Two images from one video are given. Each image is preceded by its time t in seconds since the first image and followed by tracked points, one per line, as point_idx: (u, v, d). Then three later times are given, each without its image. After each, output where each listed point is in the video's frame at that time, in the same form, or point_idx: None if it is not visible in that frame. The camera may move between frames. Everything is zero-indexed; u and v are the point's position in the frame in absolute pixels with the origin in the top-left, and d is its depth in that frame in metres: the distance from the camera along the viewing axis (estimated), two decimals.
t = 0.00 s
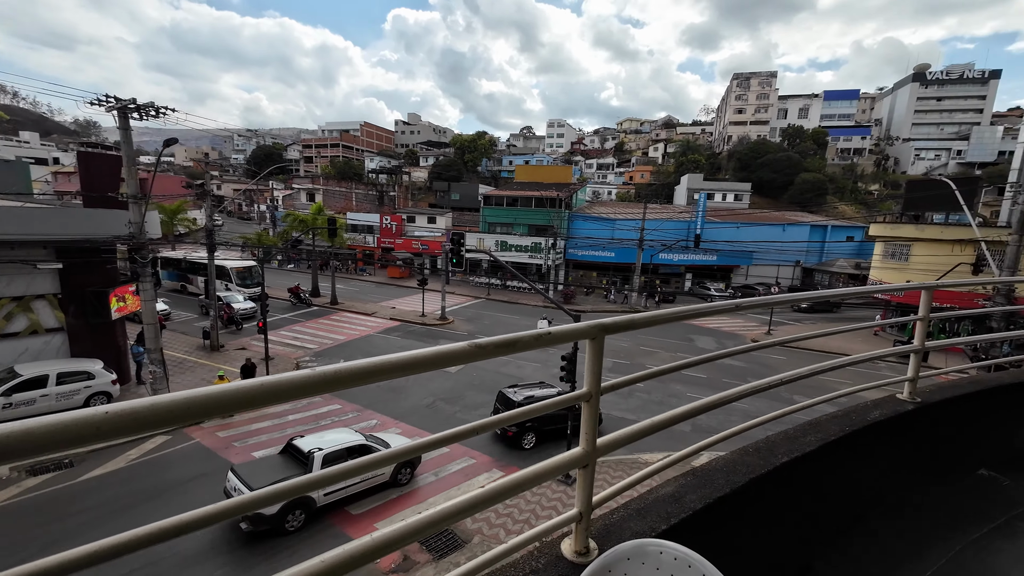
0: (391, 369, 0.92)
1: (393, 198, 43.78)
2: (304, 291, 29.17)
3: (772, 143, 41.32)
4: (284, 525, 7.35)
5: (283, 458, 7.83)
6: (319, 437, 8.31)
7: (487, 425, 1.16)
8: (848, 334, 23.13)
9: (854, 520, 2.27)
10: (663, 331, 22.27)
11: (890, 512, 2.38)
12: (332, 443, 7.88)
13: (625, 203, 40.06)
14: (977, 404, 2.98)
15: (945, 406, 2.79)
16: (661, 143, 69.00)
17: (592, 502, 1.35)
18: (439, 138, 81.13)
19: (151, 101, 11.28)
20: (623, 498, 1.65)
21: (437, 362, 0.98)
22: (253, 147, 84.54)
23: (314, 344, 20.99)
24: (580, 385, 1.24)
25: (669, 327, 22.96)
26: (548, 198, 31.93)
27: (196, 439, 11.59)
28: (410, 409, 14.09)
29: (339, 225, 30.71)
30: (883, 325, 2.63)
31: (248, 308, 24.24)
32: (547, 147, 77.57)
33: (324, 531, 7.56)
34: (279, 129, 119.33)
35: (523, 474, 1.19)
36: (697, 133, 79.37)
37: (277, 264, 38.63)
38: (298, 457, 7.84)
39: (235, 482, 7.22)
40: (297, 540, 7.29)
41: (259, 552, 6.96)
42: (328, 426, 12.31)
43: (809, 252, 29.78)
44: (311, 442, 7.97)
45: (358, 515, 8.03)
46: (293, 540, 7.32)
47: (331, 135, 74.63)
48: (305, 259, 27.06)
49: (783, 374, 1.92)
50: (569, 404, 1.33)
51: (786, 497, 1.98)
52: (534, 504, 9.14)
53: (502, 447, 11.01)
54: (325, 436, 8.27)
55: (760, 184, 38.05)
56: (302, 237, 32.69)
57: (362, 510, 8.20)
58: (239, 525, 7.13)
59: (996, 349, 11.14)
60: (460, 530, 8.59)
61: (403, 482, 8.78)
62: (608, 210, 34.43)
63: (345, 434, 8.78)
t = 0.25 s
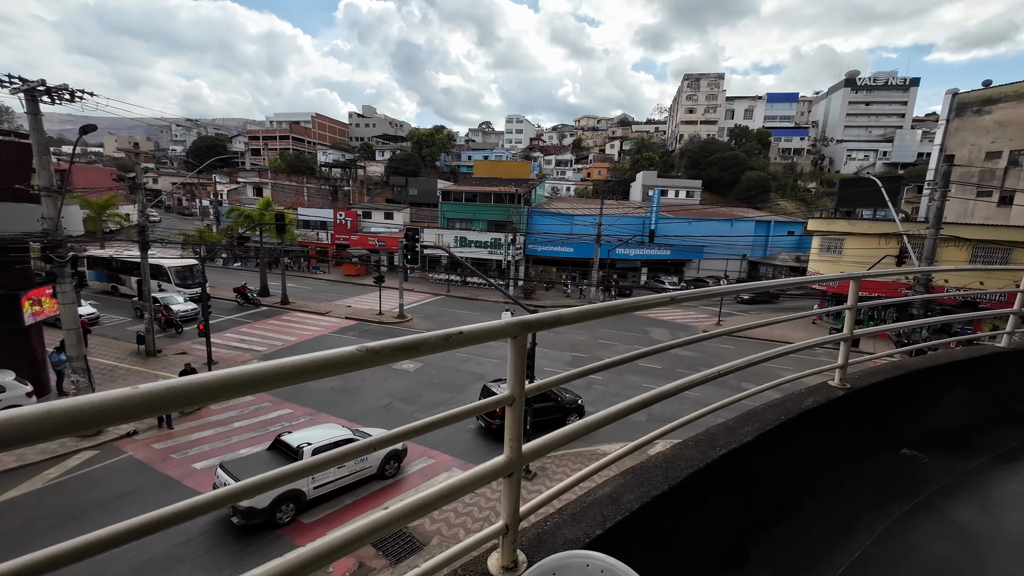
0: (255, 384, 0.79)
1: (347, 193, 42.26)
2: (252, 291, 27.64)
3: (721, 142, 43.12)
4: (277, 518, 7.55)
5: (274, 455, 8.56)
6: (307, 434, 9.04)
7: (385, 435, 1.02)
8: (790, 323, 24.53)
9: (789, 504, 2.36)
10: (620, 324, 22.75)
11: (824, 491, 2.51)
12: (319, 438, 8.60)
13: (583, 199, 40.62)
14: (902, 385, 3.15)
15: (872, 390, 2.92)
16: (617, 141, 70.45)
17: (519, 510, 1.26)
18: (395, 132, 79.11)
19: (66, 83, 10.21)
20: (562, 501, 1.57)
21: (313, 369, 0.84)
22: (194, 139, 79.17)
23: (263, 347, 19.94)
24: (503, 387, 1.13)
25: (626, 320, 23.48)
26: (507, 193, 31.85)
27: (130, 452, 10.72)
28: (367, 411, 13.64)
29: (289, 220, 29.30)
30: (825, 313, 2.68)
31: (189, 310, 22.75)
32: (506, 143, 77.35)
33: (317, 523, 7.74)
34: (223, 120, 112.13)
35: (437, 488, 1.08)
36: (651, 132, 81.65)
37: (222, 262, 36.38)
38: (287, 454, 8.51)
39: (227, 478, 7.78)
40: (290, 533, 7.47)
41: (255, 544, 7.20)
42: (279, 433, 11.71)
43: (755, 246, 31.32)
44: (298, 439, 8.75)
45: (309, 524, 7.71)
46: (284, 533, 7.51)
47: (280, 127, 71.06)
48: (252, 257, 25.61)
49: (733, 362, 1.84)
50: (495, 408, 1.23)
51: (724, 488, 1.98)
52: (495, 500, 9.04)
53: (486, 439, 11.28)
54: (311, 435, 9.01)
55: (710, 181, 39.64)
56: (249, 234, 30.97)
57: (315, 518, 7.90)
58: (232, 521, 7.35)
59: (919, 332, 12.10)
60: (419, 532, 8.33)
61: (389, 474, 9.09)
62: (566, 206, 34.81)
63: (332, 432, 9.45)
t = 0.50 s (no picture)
0: (36, 426, 0.59)
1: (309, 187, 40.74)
2: (207, 290, 26.23)
3: (684, 139, 44.13)
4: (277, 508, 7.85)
5: (272, 449, 8.60)
6: (305, 430, 9.13)
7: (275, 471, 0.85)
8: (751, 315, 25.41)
9: (747, 499, 2.33)
10: (589, 319, 22.95)
11: (781, 485, 2.51)
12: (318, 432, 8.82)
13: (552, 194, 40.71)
14: (856, 376, 3.19)
15: (827, 381, 2.94)
16: (584, 137, 70.98)
17: (452, 538, 1.12)
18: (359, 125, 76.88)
19: None
20: (508, 522, 1.44)
21: (146, 405, 0.66)
22: (142, 131, 74.56)
23: (220, 349, 18.94)
24: (427, 403, 0.98)
25: (594, 314, 23.71)
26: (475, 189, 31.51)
27: (68, 467, 9.90)
28: (332, 413, 13.17)
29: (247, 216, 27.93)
30: (782, 307, 2.66)
31: (137, 312, 21.53)
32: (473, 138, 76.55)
33: (316, 513, 8.12)
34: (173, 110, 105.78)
35: (349, 524, 0.91)
36: (618, 129, 82.74)
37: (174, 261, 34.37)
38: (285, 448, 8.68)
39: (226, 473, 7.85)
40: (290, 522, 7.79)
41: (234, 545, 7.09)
42: (236, 439, 11.15)
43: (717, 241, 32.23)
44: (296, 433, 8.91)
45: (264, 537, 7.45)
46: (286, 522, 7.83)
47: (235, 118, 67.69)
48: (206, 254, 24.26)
49: (691, 360, 1.76)
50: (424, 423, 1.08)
51: (681, 494, 1.90)
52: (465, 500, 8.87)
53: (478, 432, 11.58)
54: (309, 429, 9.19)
55: (675, 177, 40.52)
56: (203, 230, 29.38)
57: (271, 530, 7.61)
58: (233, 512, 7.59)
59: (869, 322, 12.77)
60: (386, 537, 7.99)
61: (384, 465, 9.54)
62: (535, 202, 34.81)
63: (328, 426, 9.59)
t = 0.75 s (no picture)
0: None
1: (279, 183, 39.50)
2: (171, 290, 25.14)
3: (658, 136, 44.68)
4: (288, 498, 8.16)
5: (281, 442, 8.70)
6: (314, 420, 9.25)
7: (140, 530, 0.68)
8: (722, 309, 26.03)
9: (714, 502, 2.29)
10: (567, 315, 23.01)
11: (748, 486, 2.48)
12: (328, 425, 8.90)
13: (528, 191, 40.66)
14: (822, 372, 3.18)
15: (793, 378, 2.92)
16: (560, 133, 71.11)
17: None
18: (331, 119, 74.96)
19: None
20: (455, 551, 1.31)
21: None
22: (98, 123, 70.76)
23: (185, 351, 18.16)
24: (342, 432, 0.84)
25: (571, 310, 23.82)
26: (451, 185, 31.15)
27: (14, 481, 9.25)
28: (303, 416, 12.76)
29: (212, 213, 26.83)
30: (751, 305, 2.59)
31: (94, 314, 20.33)
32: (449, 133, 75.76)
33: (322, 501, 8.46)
34: (132, 102, 100.94)
35: None
36: (593, 125, 83.30)
37: (136, 260, 32.81)
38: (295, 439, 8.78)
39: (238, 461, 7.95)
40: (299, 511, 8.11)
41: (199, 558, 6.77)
42: (201, 446, 10.70)
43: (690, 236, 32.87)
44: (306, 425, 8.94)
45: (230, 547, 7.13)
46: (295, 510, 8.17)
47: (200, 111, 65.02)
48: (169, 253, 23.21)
49: (656, 363, 1.68)
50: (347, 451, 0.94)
51: (646, 507, 1.81)
52: (441, 502, 8.73)
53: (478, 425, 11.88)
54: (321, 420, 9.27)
55: (649, 174, 41.07)
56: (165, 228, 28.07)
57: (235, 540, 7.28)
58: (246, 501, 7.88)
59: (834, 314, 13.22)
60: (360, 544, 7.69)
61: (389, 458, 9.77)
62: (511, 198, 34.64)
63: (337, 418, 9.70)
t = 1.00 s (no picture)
0: None
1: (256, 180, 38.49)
2: (142, 291, 24.28)
3: (640, 132, 44.92)
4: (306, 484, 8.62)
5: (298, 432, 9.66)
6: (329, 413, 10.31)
7: None
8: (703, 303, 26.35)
9: (685, 504, 2.23)
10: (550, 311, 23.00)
11: (721, 485, 2.42)
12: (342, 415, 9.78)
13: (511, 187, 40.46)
14: (796, 367, 3.15)
15: (767, 374, 2.88)
16: (543, 129, 70.94)
17: None
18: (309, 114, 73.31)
19: None
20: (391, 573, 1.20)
21: None
22: (63, 118, 67.97)
23: (157, 354, 17.56)
24: (222, 461, 0.71)
25: (555, 307, 23.81)
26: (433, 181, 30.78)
27: None
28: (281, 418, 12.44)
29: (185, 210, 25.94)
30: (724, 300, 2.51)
31: (59, 316, 19.45)
32: (431, 129, 74.86)
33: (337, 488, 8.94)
34: (100, 96, 97.32)
35: None
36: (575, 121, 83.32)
37: (105, 260, 31.63)
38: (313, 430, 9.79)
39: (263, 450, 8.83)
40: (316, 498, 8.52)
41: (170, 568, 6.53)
42: (172, 451, 10.31)
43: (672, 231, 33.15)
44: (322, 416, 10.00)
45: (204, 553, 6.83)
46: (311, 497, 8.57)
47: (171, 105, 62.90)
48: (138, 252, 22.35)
49: (625, 364, 1.58)
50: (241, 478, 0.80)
51: (612, 513, 1.73)
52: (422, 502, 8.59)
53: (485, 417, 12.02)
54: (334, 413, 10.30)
55: (631, 170, 41.28)
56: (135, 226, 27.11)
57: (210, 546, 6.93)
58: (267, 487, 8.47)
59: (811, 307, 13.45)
60: (336, 548, 7.39)
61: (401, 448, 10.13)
62: (494, 194, 34.44)
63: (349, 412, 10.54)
